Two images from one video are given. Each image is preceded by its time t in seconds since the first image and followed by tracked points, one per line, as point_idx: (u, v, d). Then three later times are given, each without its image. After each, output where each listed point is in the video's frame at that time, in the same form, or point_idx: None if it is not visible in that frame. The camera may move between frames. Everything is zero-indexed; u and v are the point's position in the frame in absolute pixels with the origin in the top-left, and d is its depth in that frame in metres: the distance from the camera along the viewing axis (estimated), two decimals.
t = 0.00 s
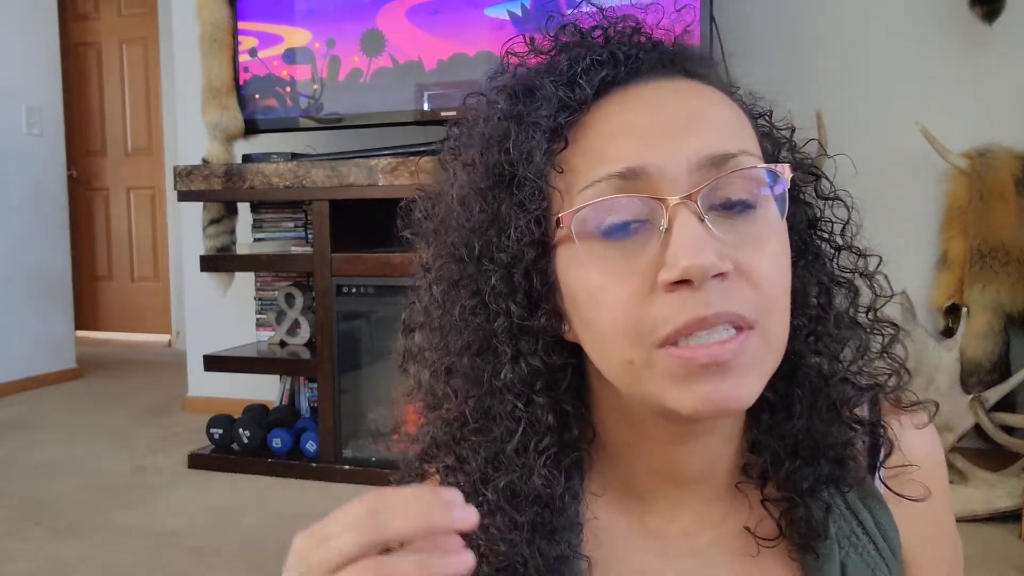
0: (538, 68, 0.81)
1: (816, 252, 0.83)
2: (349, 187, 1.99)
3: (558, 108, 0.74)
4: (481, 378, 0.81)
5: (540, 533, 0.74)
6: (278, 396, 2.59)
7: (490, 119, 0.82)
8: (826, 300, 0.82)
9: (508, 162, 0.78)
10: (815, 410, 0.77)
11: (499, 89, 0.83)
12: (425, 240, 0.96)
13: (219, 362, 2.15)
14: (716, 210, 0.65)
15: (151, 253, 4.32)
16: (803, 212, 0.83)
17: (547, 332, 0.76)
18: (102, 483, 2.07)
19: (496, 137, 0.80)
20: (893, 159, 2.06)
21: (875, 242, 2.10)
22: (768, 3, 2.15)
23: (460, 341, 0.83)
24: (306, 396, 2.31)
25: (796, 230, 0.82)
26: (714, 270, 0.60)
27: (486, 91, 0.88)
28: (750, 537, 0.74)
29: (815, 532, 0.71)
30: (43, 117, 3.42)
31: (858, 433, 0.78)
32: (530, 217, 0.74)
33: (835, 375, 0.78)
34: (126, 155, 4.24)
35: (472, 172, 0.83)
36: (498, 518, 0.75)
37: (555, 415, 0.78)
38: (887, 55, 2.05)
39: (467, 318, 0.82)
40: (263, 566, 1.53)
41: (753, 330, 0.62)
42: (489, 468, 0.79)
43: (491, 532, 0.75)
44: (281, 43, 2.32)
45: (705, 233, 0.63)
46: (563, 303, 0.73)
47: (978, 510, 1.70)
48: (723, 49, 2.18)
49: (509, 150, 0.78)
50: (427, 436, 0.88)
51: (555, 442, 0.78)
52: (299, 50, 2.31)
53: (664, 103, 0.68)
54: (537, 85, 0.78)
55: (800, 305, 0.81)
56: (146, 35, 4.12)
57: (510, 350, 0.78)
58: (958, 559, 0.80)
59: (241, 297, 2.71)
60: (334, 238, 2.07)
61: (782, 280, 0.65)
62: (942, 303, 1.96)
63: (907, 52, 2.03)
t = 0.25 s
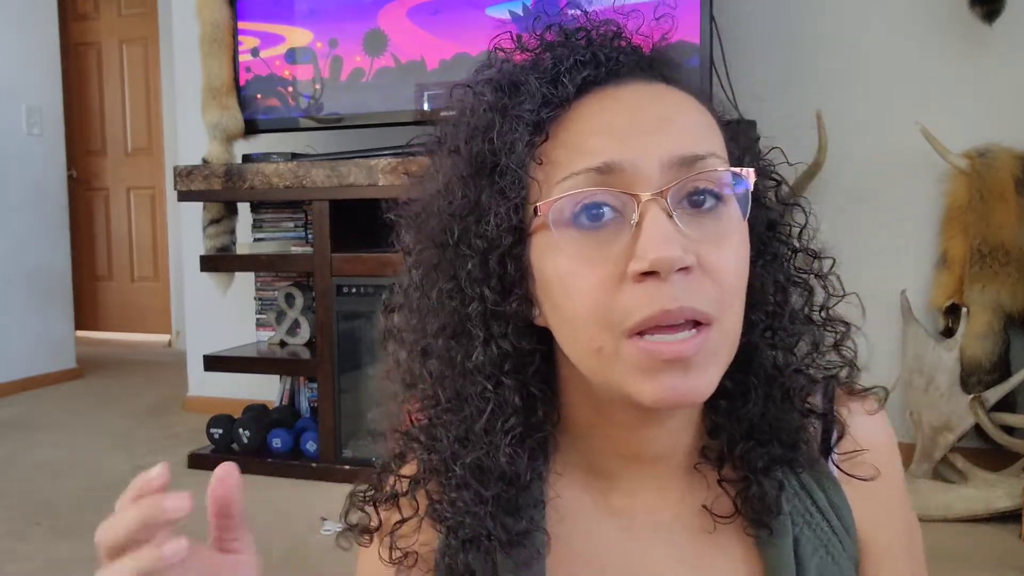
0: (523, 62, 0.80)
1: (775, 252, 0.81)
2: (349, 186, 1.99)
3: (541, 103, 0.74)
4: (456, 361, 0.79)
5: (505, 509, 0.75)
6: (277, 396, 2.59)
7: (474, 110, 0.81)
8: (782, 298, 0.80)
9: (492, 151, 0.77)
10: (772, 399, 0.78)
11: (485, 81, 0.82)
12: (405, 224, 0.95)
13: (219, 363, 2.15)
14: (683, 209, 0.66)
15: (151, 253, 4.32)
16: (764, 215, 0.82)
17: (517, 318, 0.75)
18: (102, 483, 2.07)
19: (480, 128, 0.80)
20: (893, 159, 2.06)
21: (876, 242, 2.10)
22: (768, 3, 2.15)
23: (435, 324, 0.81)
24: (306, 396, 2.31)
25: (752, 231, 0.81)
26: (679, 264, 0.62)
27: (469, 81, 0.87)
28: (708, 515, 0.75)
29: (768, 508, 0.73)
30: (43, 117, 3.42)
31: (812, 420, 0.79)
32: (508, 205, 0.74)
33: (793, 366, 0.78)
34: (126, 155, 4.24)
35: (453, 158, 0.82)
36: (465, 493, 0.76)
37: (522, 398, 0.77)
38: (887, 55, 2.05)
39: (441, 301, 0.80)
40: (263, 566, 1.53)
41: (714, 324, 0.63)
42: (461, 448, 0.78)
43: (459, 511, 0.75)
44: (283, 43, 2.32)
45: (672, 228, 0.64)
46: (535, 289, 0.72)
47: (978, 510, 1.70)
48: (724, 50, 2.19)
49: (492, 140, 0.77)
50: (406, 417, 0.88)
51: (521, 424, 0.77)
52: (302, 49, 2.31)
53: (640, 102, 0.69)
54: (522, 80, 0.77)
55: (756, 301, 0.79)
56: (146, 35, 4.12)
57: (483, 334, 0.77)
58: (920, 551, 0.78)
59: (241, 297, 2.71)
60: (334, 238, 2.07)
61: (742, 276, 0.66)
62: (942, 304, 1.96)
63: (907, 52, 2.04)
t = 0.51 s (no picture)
0: (464, 70, 0.82)
1: (709, 258, 0.85)
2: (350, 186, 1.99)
3: (477, 108, 0.77)
4: (394, 357, 0.83)
5: (450, 507, 0.77)
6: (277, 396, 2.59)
7: (416, 115, 0.84)
8: (714, 300, 0.83)
9: (429, 154, 0.80)
10: (713, 398, 0.80)
11: (427, 86, 0.84)
12: (355, 225, 0.98)
13: (219, 362, 2.15)
14: (612, 210, 0.68)
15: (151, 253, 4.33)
16: (695, 224, 0.85)
17: (453, 317, 0.78)
18: (102, 482, 2.07)
19: (420, 133, 0.82)
20: (892, 158, 2.06)
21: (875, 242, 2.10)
22: (766, 3, 2.15)
23: (376, 323, 0.85)
24: (306, 395, 2.31)
25: (685, 239, 0.85)
26: (604, 259, 0.63)
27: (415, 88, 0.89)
28: (669, 511, 0.76)
29: (727, 499, 0.74)
30: (43, 117, 3.42)
31: (768, 415, 0.80)
32: (444, 206, 0.76)
33: (727, 364, 0.80)
34: (126, 155, 4.25)
35: (395, 161, 0.86)
36: (409, 489, 0.79)
37: (456, 395, 0.81)
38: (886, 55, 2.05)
39: (381, 301, 0.84)
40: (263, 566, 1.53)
41: (638, 321, 0.65)
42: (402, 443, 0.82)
43: (406, 506, 0.79)
44: (285, 43, 2.33)
45: (599, 226, 0.66)
46: (472, 288, 0.75)
47: (978, 510, 1.70)
48: (722, 50, 2.19)
49: (429, 144, 0.80)
50: (356, 414, 0.92)
51: (454, 420, 0.80)
52: (304, 49, 2.31)
53: (573, 111, 0.72)
54: (462, 86, 0.80)
55: (687, 302, 0.82)
56: (147, 35, 4.12)
57: (419, 333, 0.80)
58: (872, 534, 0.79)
59: (241, 297, 2.72)
60: (335, 238, 2.07)
61: (667, 274, 0.68)
62: (942, 304, 1.97)
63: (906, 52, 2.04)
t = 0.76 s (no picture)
0: (442, 78, 0.82)
1: (680, 256, 0.83)
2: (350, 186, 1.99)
3: (457, 117, 0.76)
4: (383, 359, 0.82)
5: (433, 503, 0.75)
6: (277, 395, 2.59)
7: (396, 123, 0.83)
8: (689, 294, 0.81)
9: (411, 161, 0.79)
10: (688, 387, 0.78)
11: (405, 96, 0.83)
12: (336, 232, 0.97)
13: (220, 362, 2.15)
14: (589, 213, 0.68)
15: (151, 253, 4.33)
16: (667, 223, 0.83)
17: (438, 319, 0.77)
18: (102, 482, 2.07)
19: (402, 139, 0.81)
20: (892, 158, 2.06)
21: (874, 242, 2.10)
22: (766, 3, 2.15)
23: (365, 327, 0.83)
24: (306, 395, 2.31)
25: (658, 238, 0.83)
26: (583, 261, 0.63)
27: (394, 99, 0.88)
28: (648, 499, 0.74)
29: (703, 483, 0.72)
30: (43, 117, 3.42)
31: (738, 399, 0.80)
32: (428, 210, 0.75)
33: (700, 353, 0.79)
34: (126, 155, 4.25)
35: (379, 168, 0.84)
36: (395, 487, 0.77)
37: (446, 395, 0.79)
38: (886, 55, 2.05)
39: (369, 306, 0.82)
40: (264, 566, 1.53)
41: (617, 316, 0.64)
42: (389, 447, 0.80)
43: (395, 505, 0.76)
44: (287, 42, 2.33)
45: (578, 229, 0.66)
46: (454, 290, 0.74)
47: (978, 510, 1.70)
48: (722, 50, 2.20)
49: (412, 151, 0.79)
50: (346, 419, 0.90)
51: (445, 419, 0.78)
52: (307, 49, 2.31)
53: (549, 117, 0.72)
54: (440, 96, 0.79)
55: (663, 297, 0.80)
56: (147, 35, 4.13)
57: (407, 334, 0.78)
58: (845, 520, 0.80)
59: (240, 297, 2.72)
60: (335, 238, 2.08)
61: (644, 276, 0.68)
62: (942, 303, 1.97)
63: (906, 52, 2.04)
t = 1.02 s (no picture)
0: (435, 80, 0.83)
1: (663, 259, 0.84)
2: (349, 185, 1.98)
3: (446, 116, 0.77)
4: (364, 350, 0.84)
5: (406, 492, 0.78)
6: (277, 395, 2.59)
7: (389, 123, 0.85)
8: (668, 297, 0.82)
9: (401, 158, 0.80)
10: (659, 385, 0.78)
11: (399, 96, 0.85)
12: (333, 229, 1.00)
13: (220, 362, 2.15)
14: (568, 209, 0.67)
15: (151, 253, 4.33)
16: (649, 228, 0.84)
17: (421, 312, 0.78)
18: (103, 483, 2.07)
19: (393, 138, 0.83)
20: (891, 158, 2.06)
21: (873, 241, 2.10)
22: (765, 3, 2.15)
23: (350, 319, 0.86)
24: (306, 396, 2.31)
25: (640, 241, 0.83)
26: (559, 253, 0.63)
27: (389, 100, 0.90)
28: (607, 490, 0.74)
29: (662, 478, 0.73)
30: (43, 117, 3.42)
31: (714, 405, 0.78)
32: (414, 203, 0.76)
33: (673, 352, 0.79)
34: (126, 155, 4.25)
35: (372, 166, 0.86)
36: (376, 475, 0.81)
37: (417, 386, 0.80)
38: (885, 55, 2.05)
39: (355, 298, 0.85)
40: (264, 566, 1.53)
41: (594, 311, 0.64)
42: (366, 432, 0.82)
43: (372, 491, 0.81)
44: (289, 42, 2.33)
45: (556, 223, 0.65)
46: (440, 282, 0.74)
47: (978, 510, 1.70)
48: (722, 50, 2.20)
49: (401, 148, 0.80)
50: (336, 407, 0.93)
51: (413, 413, 0.80)
52: (308, 49, 2.31)
53: (534, 118, 0.72)
54: (431, 96, 0.80)
55: (643, 296, 0.80)
56: (147, 35, 4.13)
57: (386, 327, 0.80)
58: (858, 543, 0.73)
59: (240, 296, 2.72)
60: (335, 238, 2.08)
61: (624, 271, 0.67)
62: (942, 303, 1.97)
63: (906, 52, 2.04)
